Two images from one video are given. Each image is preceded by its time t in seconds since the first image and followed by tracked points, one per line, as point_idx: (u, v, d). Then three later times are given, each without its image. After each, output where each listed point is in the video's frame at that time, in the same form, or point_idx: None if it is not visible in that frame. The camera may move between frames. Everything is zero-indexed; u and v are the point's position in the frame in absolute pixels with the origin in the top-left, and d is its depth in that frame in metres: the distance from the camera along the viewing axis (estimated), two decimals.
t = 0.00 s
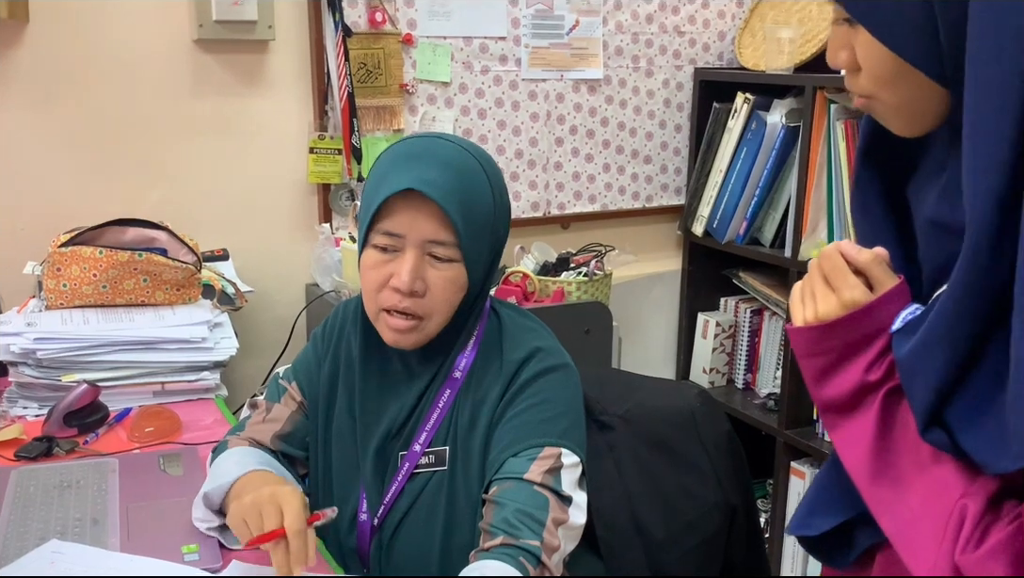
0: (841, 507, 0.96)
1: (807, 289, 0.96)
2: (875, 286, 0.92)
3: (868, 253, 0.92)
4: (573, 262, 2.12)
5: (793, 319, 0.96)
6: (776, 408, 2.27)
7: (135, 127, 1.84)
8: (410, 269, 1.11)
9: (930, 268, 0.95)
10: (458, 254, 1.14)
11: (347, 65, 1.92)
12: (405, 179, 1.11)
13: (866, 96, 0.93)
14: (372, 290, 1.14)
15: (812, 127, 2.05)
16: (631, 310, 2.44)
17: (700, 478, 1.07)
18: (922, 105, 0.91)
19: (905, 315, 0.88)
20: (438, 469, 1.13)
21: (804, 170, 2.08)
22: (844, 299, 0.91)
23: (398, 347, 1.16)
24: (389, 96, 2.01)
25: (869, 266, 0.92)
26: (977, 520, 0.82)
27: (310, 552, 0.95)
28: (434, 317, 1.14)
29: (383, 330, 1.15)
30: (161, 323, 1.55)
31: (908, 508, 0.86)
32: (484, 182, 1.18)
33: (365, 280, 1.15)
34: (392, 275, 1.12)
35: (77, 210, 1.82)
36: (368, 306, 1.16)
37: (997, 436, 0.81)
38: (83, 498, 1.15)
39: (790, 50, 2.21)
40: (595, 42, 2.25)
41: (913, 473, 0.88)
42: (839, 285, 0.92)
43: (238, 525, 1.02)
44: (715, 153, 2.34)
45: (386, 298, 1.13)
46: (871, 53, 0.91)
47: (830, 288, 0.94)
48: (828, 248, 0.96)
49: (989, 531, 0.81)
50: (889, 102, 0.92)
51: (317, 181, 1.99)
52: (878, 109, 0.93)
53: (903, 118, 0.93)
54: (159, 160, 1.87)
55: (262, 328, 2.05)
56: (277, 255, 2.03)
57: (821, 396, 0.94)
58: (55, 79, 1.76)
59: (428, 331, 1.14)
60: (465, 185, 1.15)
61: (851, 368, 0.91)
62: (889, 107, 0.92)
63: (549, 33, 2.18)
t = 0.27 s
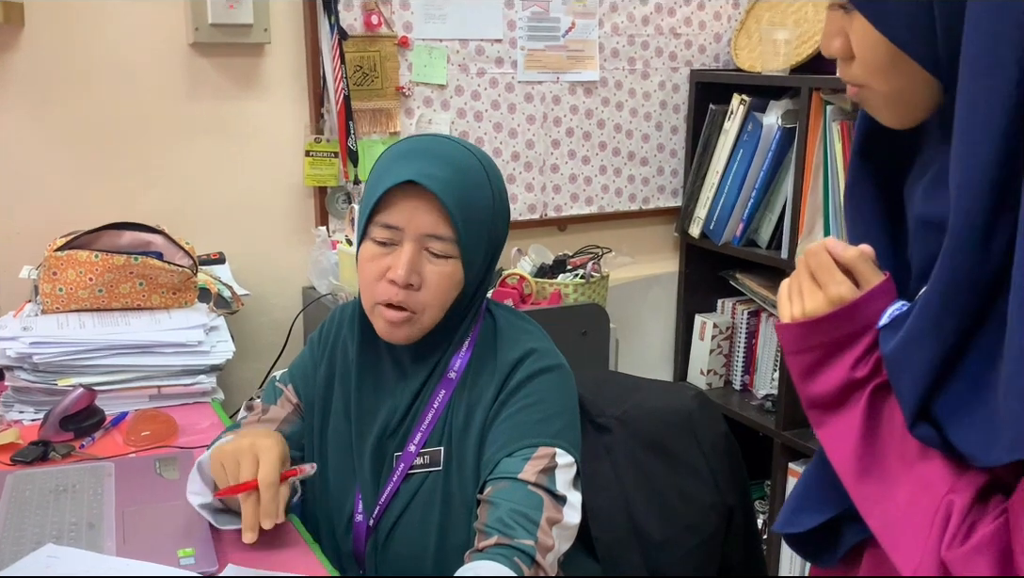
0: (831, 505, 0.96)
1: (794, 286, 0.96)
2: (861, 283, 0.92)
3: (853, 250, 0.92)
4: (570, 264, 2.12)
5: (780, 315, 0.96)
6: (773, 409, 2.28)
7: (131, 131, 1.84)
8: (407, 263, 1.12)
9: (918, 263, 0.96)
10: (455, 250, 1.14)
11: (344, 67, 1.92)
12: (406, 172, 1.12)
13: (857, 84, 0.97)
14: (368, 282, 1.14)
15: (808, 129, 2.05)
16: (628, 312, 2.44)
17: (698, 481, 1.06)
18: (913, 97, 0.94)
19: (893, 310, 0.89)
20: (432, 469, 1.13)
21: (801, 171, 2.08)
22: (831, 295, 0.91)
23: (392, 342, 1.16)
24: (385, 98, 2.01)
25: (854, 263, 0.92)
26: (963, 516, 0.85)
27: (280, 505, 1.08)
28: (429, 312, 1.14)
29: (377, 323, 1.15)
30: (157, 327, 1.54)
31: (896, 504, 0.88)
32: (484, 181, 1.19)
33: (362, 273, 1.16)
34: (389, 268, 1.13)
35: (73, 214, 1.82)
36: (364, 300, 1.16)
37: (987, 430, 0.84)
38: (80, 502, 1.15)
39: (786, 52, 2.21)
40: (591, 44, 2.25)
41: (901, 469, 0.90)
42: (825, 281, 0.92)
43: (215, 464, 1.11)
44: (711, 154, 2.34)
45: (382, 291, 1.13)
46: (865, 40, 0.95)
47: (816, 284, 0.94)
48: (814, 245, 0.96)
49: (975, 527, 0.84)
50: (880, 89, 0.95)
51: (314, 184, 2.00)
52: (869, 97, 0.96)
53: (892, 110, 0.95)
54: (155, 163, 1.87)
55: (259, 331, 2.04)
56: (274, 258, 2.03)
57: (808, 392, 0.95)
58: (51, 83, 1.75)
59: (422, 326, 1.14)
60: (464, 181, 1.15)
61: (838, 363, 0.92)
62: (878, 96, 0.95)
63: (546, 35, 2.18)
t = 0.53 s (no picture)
0: (825, 509, 0.97)
1: (781, 293, 0.97)
2: (847, 288, 0.93)
3: (838, 256, 0.94)
4: (567, 265, 2.12)
5: (769, 323, 0.97)
6: (772, 409, 2.28)
7: (127, 135, 1.84)
8: (404, 263, 1.12)
9: (904, 265, 0.95)
10: (452, 250, 1.14)
11: (340, 70, 1.93)
12: (403, 171, 1.12)
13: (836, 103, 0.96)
14: (365, 284, 1.15)
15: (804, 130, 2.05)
16: (626, 313, 2.44)
17: (695, 482, 1.07)
18: (892, 110, 0.93)
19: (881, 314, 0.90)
20: (429, 471, 1.13)
21: (797, 171, 2.08)
22: (818, 301, 0.92)
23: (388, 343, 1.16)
24: (382, 101, 2.02)
25: (840, 269, 0.93)
26: (957, 518, 0.85)
27: (269, 496, 1.09)
28: (426, 312, 1.14)
29: (374, 324, 1.15)
30: (155, 331, 1.55)
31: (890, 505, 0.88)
32: (481, 182, 1.19)
33: (359, 273, 1.16)
34: (386, 269, 1.13)
35: (70, 219, 1.82)
36: (360, 301, 1.16)
37: (974, 435, 0.84)
38: (78, 506, 1.15)
39: (782, 52, 2.22)
40: (587, 46, 2.25)
41: (893, 471, 0.90)
42: (812, 289, 0.93)
43: (205, 455, 1.12)
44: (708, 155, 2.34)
45: (379, 292, 1.13)
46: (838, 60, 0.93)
47: (803, 292, 0.95)
48: (799, 252, 0.97)
49: (969, 529, 0.84)
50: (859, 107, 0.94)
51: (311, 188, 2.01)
52: (850, 115, 0.96)
53: (873, 124, 0.95)
54: (152, 167, 1.87)
55: (257, 335, 2.04)
56: (271, 261, 2.03)
57: (800, 399, 0.95)
58: (47, 88, 1.76)
59: (419, 327, 1.14)
60: (462, 181, 1.16)
61: (828, 369, 0.92)
62: (857, 112, 0.94)
63: (541, 37, 2.18)
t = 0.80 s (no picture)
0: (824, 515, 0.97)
1: (771, 301, 0.98)
2: (836, 294, 0.93)
3: (824, 263, 0.94)
4: (567, 266, 2.12)
5: (760, 331, 0.98)
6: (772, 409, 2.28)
7: (126, 138, 1.84)
8: (402, 266, 1.12)
9: (889, 268, 0.96)
10: (450, 252, 1.14)
11: (338, 73, 1.93)
12: (400, 174, 1.12)
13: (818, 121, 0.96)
14: (363, 286, 1.15)
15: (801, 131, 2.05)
16: (625, 313, 2.44)
17: (696, 484, 1.07)
18: (875, 121, 0.93)
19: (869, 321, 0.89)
20: (429, 473, 1.13)
21: (796, 171, 2.08)
22: (806, 309, 0.92)
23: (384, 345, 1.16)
24: (380, 103, 2.02)
25: (827, 275, 0.93)
26: (949, 522, 0.85)
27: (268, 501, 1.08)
28: (425, 314, 1.14)
29: (372, 327, 1.15)
30: (154, 334, 1.55)
31: (884, 511, 0.88)
32: (479, 184, 1.19)
33: (358, 276, 1.16)
34: (384, 271, 1.13)
35: (69, 222, 1.82)
36: (358, 303, 1.16)
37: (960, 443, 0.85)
38: (78, 510, 1.15)
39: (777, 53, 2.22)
40: (586, 47, 2.25)
41: (886, 476, 0.91)
42: (800, 297, 0.94)
43: (204, 459, 1.13)
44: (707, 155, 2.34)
45: (378, 295, 1.13)
46: (815, 83, 0.92)
47: (791, 299, 0.96)
48: (786, 260, 0.98)
49: (962, 534, 0.85)
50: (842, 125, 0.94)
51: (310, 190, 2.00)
52: (834, 131, 0.95)
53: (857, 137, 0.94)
54: (151, 170, 1.87)
55: (257, 337, 2.05)
56: (271, 263, 2.03)
57: (793, 406, 0.95)
58: (45, 91, 1.76)
59: (417, 330, 1.14)
60: (460, 183, 1.16)
61: (819, 377, 0.93)
62: (840, 129, 0.94)
63: (540, 38, 2.18)
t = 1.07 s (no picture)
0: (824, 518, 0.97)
1: (770, 305, 0.98)
2: (835, 298, 0.93)
3: (823, 267, 0.94)
4: (569, 267, 2.12)
5: (760, 335, 0.98)
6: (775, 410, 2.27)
7: (128, 141, 1.84)
8: (405, 269, 1.12)
9: (888, 272, 0.96)
10: (454, 254, 1.14)
11: (341, 75, 1.93)
12: (404, 178, 1.12)
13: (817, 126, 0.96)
14: (366, 289, 1.15)
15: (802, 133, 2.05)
16: (628, 314, 2.44)
17: (698, 484, 1.07)
18: (872, 125, 0.93)
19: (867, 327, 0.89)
20: (433, 475, 1.13)
21: (798, 172, 2.08)
22: (806, 313, 0.92)
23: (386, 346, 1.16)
24: (382, 105, 2.02)
25: (826, 279, 0.94)
26: (949, 526, 0.85)
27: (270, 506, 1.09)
28: (428, 317, 1.14)
29: (374, 329, 1.15)
30: (158, 336, 1.55)
31: (884, 515, 0.88)
32: (483, 186, 1.19)
33: (360, 277, 1.16)
34: (388, 274, 1.13)
35: (72, 225, 1.83)
36: (361, 305, 1.17)
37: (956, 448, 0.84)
38: (81, 512, 1.15)
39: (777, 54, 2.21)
40: (587, 48, 2.25)
41: (886, 479, 0.91)
42: (799, 300, 0.93)
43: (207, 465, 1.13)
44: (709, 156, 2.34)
45: (381, 297, 1.13)
46: (813, 89, 0.92)
47: (790, 303, 0.95)
48: (785, 263, 0.97)
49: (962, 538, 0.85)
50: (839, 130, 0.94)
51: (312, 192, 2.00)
52: (832, 135, 0.95)
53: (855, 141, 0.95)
54: (153, 173, 1.87)
55: (260, 339, 2.05)
56: (273, 265, 2.03)
57: (794, 410, 0.95)
58: (48, 94, 1.76)
59: (420, 332, 1.14)
60: (464, 186, 1.16)
61: (820, 380, 0.93)
62: (840, 133, 0.94)
63: (541, 40, 2.18)
